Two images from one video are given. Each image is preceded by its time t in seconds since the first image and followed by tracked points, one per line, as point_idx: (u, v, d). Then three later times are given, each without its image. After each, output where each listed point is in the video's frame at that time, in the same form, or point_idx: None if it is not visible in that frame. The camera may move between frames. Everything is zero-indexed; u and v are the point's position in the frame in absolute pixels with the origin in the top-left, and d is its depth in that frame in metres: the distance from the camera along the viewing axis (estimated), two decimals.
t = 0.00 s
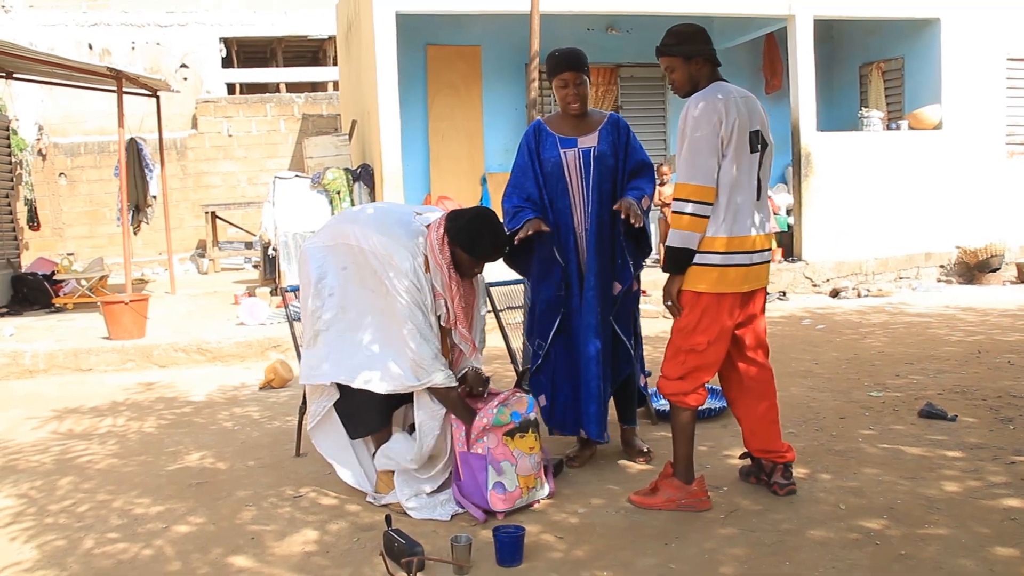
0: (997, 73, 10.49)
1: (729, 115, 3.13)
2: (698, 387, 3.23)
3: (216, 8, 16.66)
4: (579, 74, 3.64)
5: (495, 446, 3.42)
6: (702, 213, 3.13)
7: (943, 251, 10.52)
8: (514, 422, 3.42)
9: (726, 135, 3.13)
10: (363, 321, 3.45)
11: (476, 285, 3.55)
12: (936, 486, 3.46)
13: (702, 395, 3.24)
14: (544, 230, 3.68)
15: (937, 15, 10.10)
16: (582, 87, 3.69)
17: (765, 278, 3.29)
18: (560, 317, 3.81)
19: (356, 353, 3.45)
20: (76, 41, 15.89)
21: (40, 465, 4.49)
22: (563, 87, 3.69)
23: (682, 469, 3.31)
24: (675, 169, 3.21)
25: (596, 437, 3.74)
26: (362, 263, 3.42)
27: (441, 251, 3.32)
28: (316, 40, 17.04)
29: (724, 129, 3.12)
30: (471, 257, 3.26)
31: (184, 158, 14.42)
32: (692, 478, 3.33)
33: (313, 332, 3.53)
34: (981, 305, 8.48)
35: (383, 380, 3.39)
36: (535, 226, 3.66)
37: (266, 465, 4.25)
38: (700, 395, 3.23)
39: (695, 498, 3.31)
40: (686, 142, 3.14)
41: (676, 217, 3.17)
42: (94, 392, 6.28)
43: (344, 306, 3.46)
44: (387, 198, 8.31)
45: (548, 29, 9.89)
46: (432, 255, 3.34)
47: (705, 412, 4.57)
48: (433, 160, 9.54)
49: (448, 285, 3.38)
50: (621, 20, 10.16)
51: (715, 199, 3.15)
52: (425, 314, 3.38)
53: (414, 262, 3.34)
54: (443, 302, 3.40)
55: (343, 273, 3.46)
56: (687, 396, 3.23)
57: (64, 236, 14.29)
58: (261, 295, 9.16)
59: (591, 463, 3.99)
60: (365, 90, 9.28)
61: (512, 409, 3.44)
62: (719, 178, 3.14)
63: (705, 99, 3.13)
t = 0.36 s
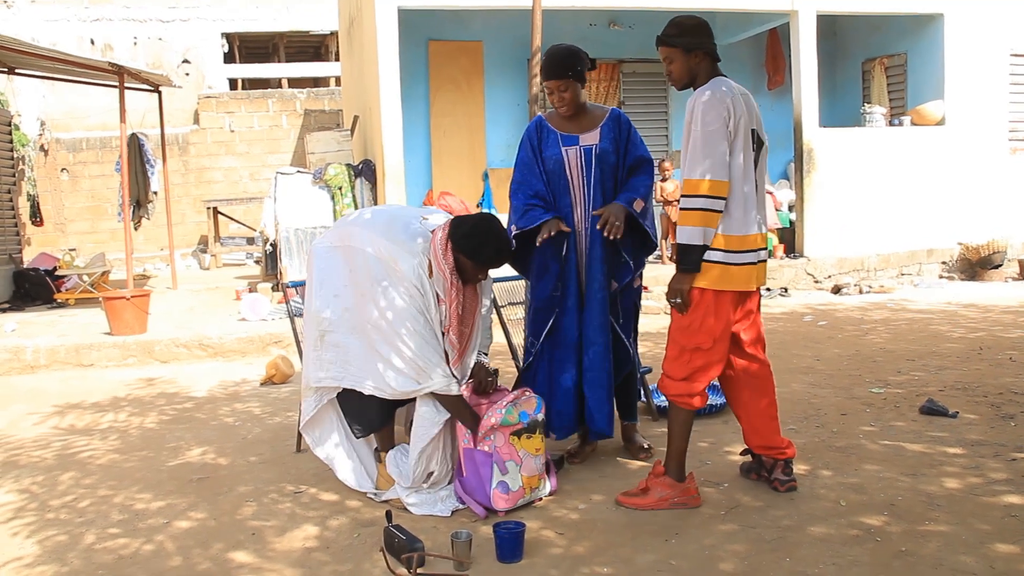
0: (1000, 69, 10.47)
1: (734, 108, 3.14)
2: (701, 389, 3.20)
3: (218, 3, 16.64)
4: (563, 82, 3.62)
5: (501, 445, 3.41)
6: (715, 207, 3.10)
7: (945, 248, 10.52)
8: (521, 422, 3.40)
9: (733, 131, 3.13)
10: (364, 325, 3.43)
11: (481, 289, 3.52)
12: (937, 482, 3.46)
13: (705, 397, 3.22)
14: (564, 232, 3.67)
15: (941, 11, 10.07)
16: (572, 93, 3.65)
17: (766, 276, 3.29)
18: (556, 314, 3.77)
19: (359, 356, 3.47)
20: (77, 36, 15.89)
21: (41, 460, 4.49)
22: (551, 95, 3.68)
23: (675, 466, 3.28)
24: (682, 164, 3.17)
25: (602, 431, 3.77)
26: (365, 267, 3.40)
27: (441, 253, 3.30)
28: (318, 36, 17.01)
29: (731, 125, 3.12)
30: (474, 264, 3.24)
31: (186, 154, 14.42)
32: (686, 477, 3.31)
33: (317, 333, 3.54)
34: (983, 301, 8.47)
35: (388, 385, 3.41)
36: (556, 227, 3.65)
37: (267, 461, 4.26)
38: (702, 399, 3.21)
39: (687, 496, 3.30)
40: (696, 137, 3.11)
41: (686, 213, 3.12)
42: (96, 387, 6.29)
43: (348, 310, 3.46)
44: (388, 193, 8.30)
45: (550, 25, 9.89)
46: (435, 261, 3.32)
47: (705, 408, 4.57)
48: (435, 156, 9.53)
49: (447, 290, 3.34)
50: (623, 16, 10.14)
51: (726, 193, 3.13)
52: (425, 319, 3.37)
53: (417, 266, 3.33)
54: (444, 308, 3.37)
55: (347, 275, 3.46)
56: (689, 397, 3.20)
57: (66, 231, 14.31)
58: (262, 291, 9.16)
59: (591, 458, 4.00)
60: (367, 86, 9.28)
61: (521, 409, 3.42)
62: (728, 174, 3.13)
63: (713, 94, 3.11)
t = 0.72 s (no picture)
0: (997, 69, 10.49)
1: (722, 110, 3.13)
2: (688, 384, 3.22)
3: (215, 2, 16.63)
4: (556, 86, 3.61)
5: (497, 442, 3.42)
6: (701, 210, 3.10)
7: (942, 247, 10.53)
8: (517, 420, 3.41)
9: (721, 135, 3.12)
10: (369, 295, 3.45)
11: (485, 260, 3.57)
12: (933, 481, 3.46)
13: (690, 392, 3.22)
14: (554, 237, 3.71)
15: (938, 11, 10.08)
16: (566, 95, 3.65)
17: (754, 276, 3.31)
18: (549, 316, 3.81)
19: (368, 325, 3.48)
20: (74, 34, 15.87)
21: (37, 459, 4.48)
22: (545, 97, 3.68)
23: (667, 467, 3.27)
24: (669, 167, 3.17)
25: (609, 430, 3.76)
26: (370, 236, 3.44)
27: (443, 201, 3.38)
28: (315, 35, 16.99)
29: (719, 129, 3.11)
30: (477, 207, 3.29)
31: (183, 153, 14.40)
32: (679, 478, 3.29)
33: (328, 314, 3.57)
34: (979, 301, 8.48)
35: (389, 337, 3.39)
36: (545, 234, 3.69)
37: (264, 460, 4.26)
38: (690, 394, 3.23)
39: (679, 497, 3.28)
40: (682, 141, 3.10)
41: (671, 215, 3.11)
42: (93, 386, 6.28)
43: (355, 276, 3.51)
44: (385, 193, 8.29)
45: (548, 25, 9.90)
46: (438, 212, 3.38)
47: (702, 407, 4.57)
48: (432, 155, 9.52)
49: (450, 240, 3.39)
50: (620, 15, 10.17)
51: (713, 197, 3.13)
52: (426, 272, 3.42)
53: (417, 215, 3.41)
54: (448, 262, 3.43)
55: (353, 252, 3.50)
56: (679, 394, 3.21)
57: (63, 230, 14.27)
58: (259, 290, 9.15)
59: (589, 458, 4.00)
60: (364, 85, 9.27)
61: (517, 407, 3.42)
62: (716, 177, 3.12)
63: (702, 98, 3.10)
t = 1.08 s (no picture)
0: (1000, 71, 10.48)
1: (726, 112, 3.13)
2: (697, 391, 3.21)
3: (218, 5, 16.66)
4: (559, 81, 3.61)
5: (501, 444, 3.41)
6: (699, 212, 3.11)
7: (945, 250, 10.51)
8: (520, 422, 3.41)
9: (724, 138, 3.12)
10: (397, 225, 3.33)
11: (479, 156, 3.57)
12: (937, 484, 3.46)
13: (699, 398, 3.22)
14: (557, 234, 3.74)
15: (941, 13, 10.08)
16: (568, 92, 3.64)
17: (760, 279, 3.30)
18: (557, 316, 3.79)
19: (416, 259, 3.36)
20: (78, 37, 15.90)
21: (41, 461, 4.49)
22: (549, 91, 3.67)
23: (671, 470, 3.27)
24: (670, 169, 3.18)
25: (607, 433, 3.75)
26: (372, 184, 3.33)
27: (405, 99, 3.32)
28: (318, 37, 17.01)
29: (722, 131, 3.11)
30: (435, 79, 3.32)
31: (186, 155, 14.44)
32: (681, 482, 3.29)
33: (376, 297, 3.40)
34: (982, 303, 8.48)
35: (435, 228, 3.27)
36: (547, 231, 3.72)
37: (267, 462, 4.26)
38: (697, 399, 3.22)
39: (682, 501, 3.27)
40: (682, 144, 3.11)
41: (668, 217, 3.13)
42: (97, 388, 6.28)
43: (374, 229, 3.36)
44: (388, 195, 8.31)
45: (551, 27, 9.91)
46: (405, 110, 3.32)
47: (704, 409, 4.58)
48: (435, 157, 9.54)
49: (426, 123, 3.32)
50: (623, 17, 10.07)
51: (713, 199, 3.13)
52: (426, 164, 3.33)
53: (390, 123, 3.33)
54: (431, 146, 3.33)
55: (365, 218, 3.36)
56: (688, 399, 3.21)
57: (67, 232, 14.28)
58: (262, 292, 9.16)
59: (592, 460, 4.00)
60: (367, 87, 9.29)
61: (521, 409, 3.43)
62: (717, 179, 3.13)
63: (705, 99, 3.10)
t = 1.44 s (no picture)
0: (1000, 74, 10.49)
1: (733, 116, 3.14)
2: (698, 396, 3.21)
3: (219, 7, 16.68)
4: (570, 75, 3.68)
5: (501, 447, 3.41)
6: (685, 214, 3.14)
7: (945, 253, 10.49)
8: (521, 424, 3.41)
9: (729, 141, 3.13)
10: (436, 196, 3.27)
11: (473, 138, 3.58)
12: (937, 487, 3.46)
13: (701, 402, 3.22)
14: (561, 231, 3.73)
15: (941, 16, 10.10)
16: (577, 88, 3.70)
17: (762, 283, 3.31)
18: (557, 318, 3.78)
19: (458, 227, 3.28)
20: (79, 38, 15.92)
21: (41, 463, 4.49)
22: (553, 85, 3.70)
23: (671, 473, 3.27)
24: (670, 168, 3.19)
25: (593, 435, 3.74)
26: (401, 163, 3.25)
27: (408, 78, 3.30)
28: (318, 39, 17.02)
29: (726, 134, 3.12)
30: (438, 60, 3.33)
31: (187, 157, 14.45)
32: (682, 485, 3.28)
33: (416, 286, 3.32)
34: (982, 306, 8.48)
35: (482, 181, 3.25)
36: (553, 227, 3.71)
37: (267, 464, 4.26)
38: (699, 404, 3.22)
39: (682, 504, 3.27)
40: (684, 143, 3.12)
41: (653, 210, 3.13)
42: (97, 390, 6.28)
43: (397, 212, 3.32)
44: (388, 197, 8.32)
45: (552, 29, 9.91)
46: (413, 90, 3.29)
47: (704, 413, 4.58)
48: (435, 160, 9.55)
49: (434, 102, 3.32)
50: (623, 20, 10.13)
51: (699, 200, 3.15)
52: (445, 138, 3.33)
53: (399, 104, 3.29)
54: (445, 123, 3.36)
55: (396, 201, 3.30)
56: (690, 403, 3.21)
57: (67, 233, 14.28)
58: (262, 294, 9.15)
59: (592, 463, 4.00)
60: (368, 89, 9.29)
61: (521, 411, 3.43)
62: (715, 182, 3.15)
63: (710, 99, 3.11)
